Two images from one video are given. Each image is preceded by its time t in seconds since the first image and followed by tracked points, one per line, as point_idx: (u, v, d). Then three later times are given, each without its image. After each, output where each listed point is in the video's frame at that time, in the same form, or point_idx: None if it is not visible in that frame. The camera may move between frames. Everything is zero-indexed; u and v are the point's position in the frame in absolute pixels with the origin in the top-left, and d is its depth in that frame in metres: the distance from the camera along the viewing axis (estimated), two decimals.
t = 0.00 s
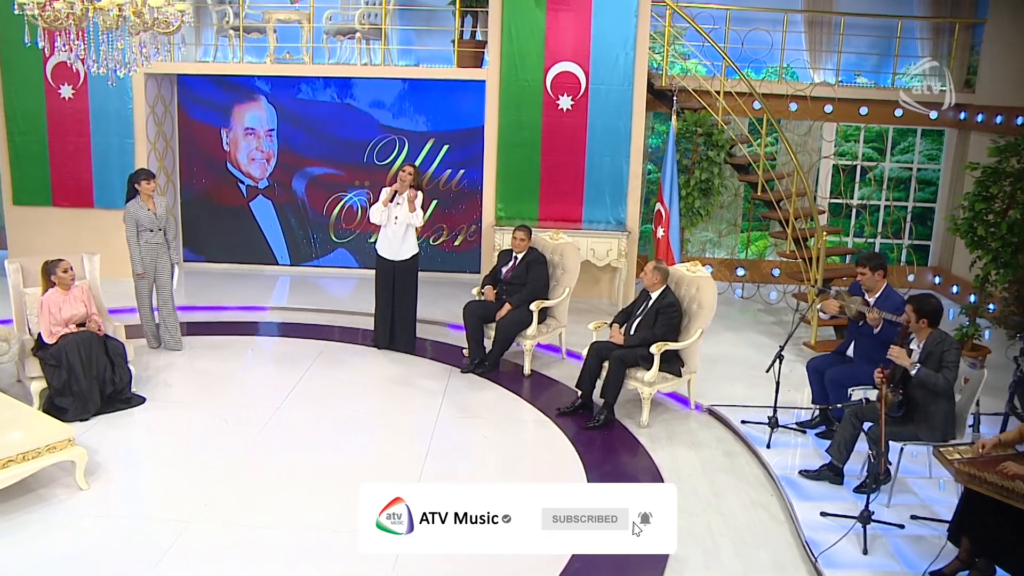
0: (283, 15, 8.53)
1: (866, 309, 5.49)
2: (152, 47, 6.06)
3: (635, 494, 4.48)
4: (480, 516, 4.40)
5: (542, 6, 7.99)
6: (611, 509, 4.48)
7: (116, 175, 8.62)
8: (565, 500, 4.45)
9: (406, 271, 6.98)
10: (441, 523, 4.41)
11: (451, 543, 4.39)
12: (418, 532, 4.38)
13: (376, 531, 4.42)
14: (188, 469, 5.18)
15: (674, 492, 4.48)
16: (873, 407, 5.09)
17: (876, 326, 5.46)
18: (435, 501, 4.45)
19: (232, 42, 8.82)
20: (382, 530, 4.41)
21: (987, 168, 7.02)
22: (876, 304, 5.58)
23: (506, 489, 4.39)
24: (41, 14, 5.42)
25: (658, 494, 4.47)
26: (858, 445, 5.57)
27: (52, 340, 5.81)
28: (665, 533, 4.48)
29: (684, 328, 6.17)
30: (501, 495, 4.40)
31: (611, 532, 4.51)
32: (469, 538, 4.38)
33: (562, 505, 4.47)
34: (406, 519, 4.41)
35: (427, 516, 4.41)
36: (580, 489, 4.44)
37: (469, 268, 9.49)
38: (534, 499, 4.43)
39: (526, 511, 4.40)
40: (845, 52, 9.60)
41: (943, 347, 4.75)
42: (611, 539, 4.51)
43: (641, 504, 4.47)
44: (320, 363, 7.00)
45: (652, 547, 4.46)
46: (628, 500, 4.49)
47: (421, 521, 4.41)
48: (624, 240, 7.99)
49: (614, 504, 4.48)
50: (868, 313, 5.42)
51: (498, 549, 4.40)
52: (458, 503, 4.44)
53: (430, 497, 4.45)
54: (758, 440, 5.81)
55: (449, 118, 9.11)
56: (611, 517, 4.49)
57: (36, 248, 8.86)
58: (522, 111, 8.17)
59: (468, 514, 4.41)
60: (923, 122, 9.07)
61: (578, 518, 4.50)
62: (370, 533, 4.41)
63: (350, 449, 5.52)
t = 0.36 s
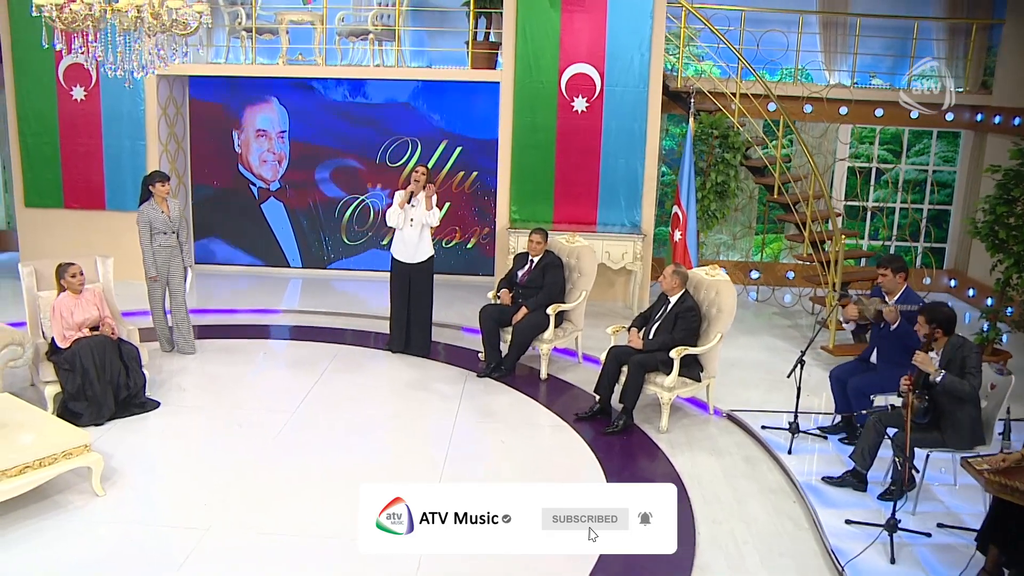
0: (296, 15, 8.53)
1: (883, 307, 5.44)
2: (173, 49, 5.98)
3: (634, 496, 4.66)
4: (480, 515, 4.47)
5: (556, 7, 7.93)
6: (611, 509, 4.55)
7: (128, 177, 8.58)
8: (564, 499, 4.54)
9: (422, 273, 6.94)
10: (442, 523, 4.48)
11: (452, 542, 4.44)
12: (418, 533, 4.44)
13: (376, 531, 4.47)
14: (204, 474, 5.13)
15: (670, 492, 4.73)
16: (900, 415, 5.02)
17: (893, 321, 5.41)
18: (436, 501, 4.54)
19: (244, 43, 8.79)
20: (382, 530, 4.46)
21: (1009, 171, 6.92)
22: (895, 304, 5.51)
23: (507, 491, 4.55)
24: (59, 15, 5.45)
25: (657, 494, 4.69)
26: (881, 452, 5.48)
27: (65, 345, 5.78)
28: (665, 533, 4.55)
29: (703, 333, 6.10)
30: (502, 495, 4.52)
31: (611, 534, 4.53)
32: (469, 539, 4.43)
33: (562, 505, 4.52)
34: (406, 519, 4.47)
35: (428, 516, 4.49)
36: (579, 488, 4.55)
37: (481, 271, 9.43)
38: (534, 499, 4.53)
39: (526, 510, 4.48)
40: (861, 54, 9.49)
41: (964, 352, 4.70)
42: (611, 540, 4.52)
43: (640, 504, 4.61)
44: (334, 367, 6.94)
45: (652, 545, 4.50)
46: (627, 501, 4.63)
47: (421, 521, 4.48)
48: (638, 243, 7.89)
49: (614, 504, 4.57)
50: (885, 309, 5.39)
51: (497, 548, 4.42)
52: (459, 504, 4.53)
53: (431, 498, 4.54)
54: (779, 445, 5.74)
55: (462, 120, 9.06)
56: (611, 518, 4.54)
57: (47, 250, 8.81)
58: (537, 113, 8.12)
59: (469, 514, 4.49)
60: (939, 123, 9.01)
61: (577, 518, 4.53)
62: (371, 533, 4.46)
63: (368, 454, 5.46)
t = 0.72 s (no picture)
0: (307, 15, 8.52)
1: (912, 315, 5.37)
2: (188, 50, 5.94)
3: (636, 494, 4.37)
4: (480, 516, 4.29)
5: (570, 7, 7.88)
6: (612, 508, 4.32)
7: (139, 179, 8.53)
8: (566, 500, 4.27)
9: (437, 276, 6.87)
10: (442, 523, 4.31)
11: (449, 541, 4.35)
12: (430, 534, 4.31)
13: (376, 530, 4.36)
14: (222, 479, 5.07)
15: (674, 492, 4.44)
16: (923, 419, 4.91)
17: (923, 331, 5.34)
18: (437, 501, 4.35)
19: (256, 44, 8.75)
20: (382, 529, 4.34)
21: None
22: (923, 310, 5.43)
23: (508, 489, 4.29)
24: (76, 16, 5.36)
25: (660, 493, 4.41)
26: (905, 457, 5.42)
27: (77, 349, 5.73)
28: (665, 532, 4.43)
29: (722, 336, 6.04)
30: (503, 495, 4.29)
31: (612, 533, 4.35)
32: (469, 541, 4.32)
33: (563, 505, 4.29)
34: (406, 519, 4.30)
35: (428, 516, 4.31)
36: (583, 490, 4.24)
37: (493, 272, 9.38)
38: (534, 498, 4.28)
39: (526, 511, 4.26)
40: (875, 54, 9.40)
41: (986, 355, 4.60)
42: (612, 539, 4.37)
43: (641, 503, 4.38)
44: (349, 370, 6.89)
45: (652, 545, 4.40)
46: (628, 500, 4.37)
47: (421, 521, 4.31)
48: (653, 245, 7.84)
49: (614, 504, 4.32)
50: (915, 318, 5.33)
51: (513, 553, 4.36)
52: (458, 503, 4.34)
53: (431, 497, 4.33)
54: (800, 450, 5.68)
55: (474, 120, 9.01)
56: (611, 518, 4.33)
57: (58, 252, 8.77)
58: (550, 114, 8.06)
59: (469, 514, 4.31)
60: (954, 125, 8.96)
61: (578, 517, 4.31)
62: (371, 533, 4.35)
63: (386, 457, 5.41)
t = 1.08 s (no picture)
0: (316, 13, 8.43)
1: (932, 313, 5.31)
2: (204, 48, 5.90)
3: (638, 496, 4.24)
4: (480, 519, 4.19)
5: (582, 5, 7.83)
6: (612, 512, 4.18)
7: (148, 178, 8.48)
8: (565, 502, 4.18)
9: (450, 277, 6.82)
10: (441, 526, 4.21)
11: (452, 542, 4.27)
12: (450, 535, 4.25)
13: (376, 533, 4.28)
14: (237, 480, 5.02)
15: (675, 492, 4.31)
16: (949, 418, 4.79)
17: (943, 330, 5.27)
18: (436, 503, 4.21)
19: (264, 42, 8.69)
20: (382, 532, 4.24)
21: None
22: (944, 309, 5.38)
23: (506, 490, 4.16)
24: (91, 14, 5.37)
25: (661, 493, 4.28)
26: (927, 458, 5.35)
27: (88, 350, 5.66)
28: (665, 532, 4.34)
29: (739, 336, 5.99)
30: (502, 496, 4.17)
31: (612, 535, 4.24)
32: (468, 543, 4.25)
33: (563, 507, 4.19)
34: (406, 522, 4.21)
35: (427, 518, 4.21)
36: (582, 492, 4.12)
37: (504, 271, 9.33)
38: (534, 501, 4.19)
39: (526, 513, 4.19)
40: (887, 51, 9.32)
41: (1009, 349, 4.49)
42: (613, 541, 4.27)
43: (642, 506, 4.25)
44: (361, 370, 6.84)
45: (652, 546, 4.34)
46: (629, 502, 4.24)
47: (421, 523, 4.22)
48: (666, 244, 7.79)
49: (614, 507, 4.18)
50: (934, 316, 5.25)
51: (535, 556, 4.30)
52: (457, 505, 4.22)
53: (430, 500, 4.20)
54: (819, 451, 5.62)
55: (485, 118, 8.95)
56: (611, 520, 4.20)
57: (66, 252, 8.72)
58: (562, 112, 8.00)
59: (468, 517, 4.20)
60: (967, 122, 8.93)
61: (577, 520, 4.20)
62: (371, 537, 4.27)
63: (404, 458, 5.35)
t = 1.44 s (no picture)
0: (324, 12, 8.44)
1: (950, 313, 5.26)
2: (217, 44, 5.83)
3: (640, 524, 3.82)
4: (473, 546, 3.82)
5: (590, 3, 7.77)
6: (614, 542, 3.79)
7: (153, 178, 8.42)
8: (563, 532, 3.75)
9: (460, 278, 6.78)
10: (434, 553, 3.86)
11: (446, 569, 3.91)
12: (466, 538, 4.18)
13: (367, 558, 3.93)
14: (248, 482, 4.95)
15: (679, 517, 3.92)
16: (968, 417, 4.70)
17: (961, 330, 5.25)
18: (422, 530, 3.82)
19: (270, 40, 8.62)
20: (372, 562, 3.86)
21: None
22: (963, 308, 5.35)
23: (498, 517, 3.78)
24: (100, 11, 5.32)
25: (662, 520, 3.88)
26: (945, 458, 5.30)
27: (97, 352, 5.58)
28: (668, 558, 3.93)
29: (754, 335, 5.93)
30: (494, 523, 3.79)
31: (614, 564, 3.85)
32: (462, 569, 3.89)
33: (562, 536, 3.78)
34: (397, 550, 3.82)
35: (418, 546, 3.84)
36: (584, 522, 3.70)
37: (511, 271, 9.28)
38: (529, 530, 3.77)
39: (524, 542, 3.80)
40: (896, 49, 9.26)
41: None
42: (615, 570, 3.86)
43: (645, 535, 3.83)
44: (371, 371, 6.79)
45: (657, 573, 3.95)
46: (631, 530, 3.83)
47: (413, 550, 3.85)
48: (676, 242, 7.74)
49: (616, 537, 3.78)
50: (952, 316, 5.21)
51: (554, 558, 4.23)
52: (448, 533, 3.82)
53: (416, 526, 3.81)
54: (835, 451, 5.57)
55: (492, 117, 8.89)
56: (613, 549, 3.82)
57: (71, 252, 8.65)
58: (570, 110, 7.95)
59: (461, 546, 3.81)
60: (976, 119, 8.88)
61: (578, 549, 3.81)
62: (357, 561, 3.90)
63: (417, 458, 5.28)
